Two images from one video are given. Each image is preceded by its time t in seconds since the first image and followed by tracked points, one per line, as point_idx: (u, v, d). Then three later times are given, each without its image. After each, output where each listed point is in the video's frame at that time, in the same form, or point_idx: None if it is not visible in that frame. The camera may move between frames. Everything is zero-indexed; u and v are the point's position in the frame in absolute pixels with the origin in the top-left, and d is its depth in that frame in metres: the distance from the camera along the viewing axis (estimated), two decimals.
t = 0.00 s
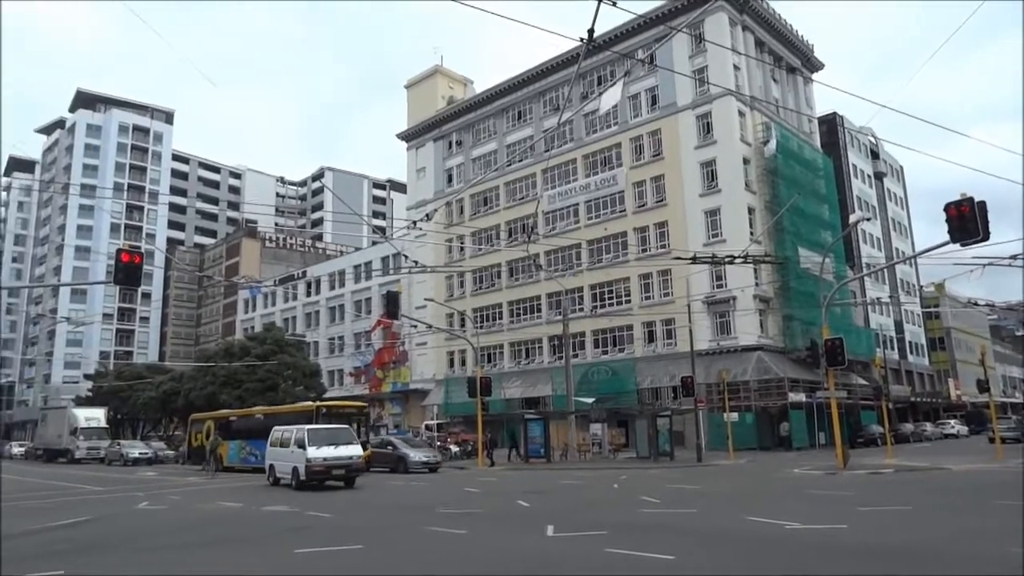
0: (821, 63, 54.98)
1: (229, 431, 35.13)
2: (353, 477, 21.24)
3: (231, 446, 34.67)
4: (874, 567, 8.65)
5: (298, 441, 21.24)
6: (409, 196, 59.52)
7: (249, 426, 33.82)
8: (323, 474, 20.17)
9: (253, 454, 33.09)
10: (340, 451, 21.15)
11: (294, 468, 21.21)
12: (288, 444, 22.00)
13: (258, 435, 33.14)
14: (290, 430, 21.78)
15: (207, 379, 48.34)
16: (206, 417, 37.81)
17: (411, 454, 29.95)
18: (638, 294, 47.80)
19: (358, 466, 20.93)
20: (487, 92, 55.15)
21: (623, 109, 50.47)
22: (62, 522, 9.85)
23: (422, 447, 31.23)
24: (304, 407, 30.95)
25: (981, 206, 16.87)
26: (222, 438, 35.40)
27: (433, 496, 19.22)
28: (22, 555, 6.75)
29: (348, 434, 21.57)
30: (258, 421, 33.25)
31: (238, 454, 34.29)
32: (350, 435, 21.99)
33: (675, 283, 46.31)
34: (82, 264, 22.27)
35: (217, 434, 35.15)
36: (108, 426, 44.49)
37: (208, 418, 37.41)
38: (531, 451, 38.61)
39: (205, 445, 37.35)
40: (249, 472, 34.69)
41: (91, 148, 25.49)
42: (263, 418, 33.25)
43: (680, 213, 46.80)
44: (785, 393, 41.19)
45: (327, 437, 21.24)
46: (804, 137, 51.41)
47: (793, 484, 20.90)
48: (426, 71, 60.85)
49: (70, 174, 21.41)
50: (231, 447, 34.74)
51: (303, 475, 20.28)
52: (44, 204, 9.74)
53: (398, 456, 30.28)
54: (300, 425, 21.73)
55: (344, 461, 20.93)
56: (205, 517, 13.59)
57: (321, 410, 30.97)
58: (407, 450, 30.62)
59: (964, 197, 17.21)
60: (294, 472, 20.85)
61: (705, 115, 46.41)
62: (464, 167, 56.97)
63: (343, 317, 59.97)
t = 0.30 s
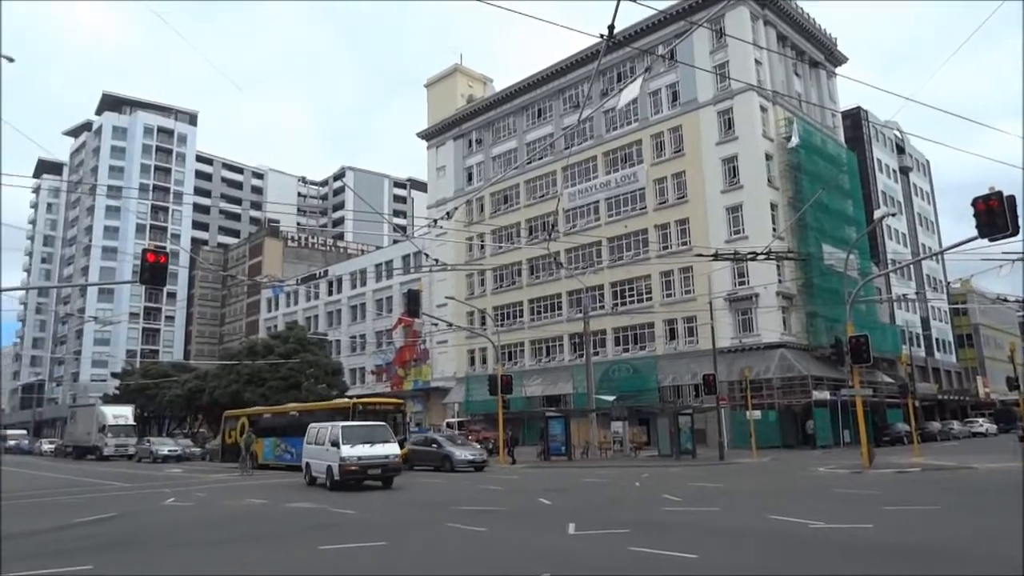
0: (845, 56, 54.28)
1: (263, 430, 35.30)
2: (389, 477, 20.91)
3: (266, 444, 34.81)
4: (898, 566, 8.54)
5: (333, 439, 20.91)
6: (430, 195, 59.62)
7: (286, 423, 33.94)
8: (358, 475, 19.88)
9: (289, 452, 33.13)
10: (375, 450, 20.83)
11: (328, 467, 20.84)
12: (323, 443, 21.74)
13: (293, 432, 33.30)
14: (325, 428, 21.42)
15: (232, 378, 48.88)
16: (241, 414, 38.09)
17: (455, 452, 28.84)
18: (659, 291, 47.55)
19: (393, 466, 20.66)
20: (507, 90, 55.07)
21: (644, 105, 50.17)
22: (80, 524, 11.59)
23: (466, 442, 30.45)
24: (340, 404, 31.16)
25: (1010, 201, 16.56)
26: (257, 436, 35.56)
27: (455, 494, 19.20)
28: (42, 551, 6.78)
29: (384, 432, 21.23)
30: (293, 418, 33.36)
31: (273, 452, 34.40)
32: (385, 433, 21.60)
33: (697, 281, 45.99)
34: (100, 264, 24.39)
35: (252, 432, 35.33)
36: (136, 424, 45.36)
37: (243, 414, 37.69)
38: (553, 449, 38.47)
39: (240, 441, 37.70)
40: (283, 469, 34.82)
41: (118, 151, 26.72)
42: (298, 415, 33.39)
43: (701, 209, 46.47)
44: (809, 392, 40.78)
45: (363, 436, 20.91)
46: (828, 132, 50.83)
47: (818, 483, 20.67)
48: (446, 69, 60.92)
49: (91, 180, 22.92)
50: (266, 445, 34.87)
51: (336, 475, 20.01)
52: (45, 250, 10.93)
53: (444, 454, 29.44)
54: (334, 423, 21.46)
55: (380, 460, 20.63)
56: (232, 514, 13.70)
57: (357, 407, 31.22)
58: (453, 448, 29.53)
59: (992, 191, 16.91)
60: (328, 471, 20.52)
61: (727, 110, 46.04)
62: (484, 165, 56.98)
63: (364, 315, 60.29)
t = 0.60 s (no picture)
0: (869, 49, 53.49)
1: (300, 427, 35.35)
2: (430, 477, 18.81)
3: (301, 442, 34.86)
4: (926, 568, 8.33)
5: (364, 435, 18.93)
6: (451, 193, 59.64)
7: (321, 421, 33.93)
8: (390, 476, 17.75)
9: (325, 449, 33.07)
10: (410, 447, 18.62)
11: (360, 466, 18.93)
12: (356, 439, 19.62)
13: (329, 429, 33.26)
14: (358, 422, 19.50)
15: (255, 375, 49.32)
16: (275, 411, 38.20)
17: (503, 451, 27.58)
18: (680, 288, 47.23)
19: (429, 465, 18.44)
20: (526, 87, 54.88)
21: (665, 101, 49.76)
22: (105, 520, 12.15)
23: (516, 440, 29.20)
24: (379, 400, 30.85)
25: None
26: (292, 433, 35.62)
27: (477, 491, 19.11)
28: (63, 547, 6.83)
29: (421, 427, 18.98)
30: (330, 415, 33.42)
31: (308, 450, 34.41)
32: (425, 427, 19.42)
33: (719, 277, 45.54)
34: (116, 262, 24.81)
35: (286, 428, 35.46)
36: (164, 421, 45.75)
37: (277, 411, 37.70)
38: (574, 447, 38.20)
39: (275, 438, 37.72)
40: (319, 466, 34.76)
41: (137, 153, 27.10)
42: (335, 412, 33.35)
43: (723, 205, 46.02)
44: (834, 390, 39.95)
45: (396, 430, 18.76)
46: (852, 126, 50.13)
47: (844, 482, 20.34)
48: (465, 67, 60.90)
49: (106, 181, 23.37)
50: (301, 443, 34.92)
51: (368, 476, 17.93)
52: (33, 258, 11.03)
53: (492, 452, 28.28)
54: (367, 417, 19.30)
55: (415, 459, 18.36)
56: (254, 510, 13.72)
57: (396, 403, 30.82)
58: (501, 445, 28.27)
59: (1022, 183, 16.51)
60: (360, 472, 18.58)
61: (749, 105, 45.55)
62: (504, 163, 56.86)
63: (386, 313, 60.45)
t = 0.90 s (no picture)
0: (896, 42, 52.67)
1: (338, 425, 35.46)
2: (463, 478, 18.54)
3: (339, 440, 35.13)
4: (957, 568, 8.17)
5: (396, 433, 18.73)
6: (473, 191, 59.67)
7: (360, 418, 34.05)
8: (421, 477, 17.52)
9: (364, 446, 33.19)
10: (443, 447, 18.35)
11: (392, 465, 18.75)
12: (389, 438, 19.42)
13: (368, 426, 33.32)
14: (391, 420, 19.31)
15: (282, 373, 49.78)
16: (312, 408, 38.40)
17: (562, 447, 26.57)
18: (704, 285, 46.83)
19: (463, 465, 18.14)
20: (548, 85, 54.73)
21: (687, 96, 49.34)
22: (136, 517, 12.27)
23: (572, 439, 28.23)
24: (422, 396, 30.63)
25: None
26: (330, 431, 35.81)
27: (501, 489, 19.07)
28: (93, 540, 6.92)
29: (455, 427, 18.75)
30: (368, 412, 33.52)
31: (346, 448, 34.61)
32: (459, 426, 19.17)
33: (743, 275, 45.10)
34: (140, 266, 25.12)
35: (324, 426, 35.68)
36: (194, 418, 46.15)
37: (314, 408, 37.95)
38: (598, 445, 38.01)
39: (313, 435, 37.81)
40: (358, 465, 34.86)
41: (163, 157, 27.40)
42: (374, 409, 33.39)
43: (747, 201, 45.57)
44: (862, 388, 39.64)
45: (429, 429, 18.54)
46: (879, 120, 49.41)
47: (873, 480, 20.03)
48: (487, 65, 60.90)
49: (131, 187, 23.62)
50: (339, 441, 35.14)
51: (399, 477, 17.74)
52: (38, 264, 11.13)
53: (550, 450, 27.25)
54: (401, 416, 19.09)
55: (448, 459, 18.08)
56: (282, 507, 13.78)
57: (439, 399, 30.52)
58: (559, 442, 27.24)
59: None
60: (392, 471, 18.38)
61: (773, 100, 45.07)
62: (526, 161, 56.76)
63: (409, 312, 60.62)
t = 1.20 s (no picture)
0: (928, 30, 51.67)
1: (377, 422, 35.60)
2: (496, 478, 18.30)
3: (381, 437, 35.18)
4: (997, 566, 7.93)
5: (428, 433, 18.57)
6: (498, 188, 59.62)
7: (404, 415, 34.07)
8: (451, 477, 17.36)
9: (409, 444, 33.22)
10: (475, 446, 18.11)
11: (424, 465, 18.58)
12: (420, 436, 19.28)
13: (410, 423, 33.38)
14: (423, 419, 19.15)
15: (311, 371, 50.13)
16: (353, 404, 38.61)
17: (631, 444, 25.91)
18: (733, 280, 46.33)
19: (496, 466, 17.90)
20: (572, 80, 54.43)
21: (714, 89, 48.78)
22: (170, 514, 12.33)
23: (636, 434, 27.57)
24: (471, 392, 30.23)
25: None
26: (373, 428, 35.85)
27: (531, 486, 18.94)
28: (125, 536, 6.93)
29: (487, 426, 18.54)
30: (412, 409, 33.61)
31: (389, 445, 34.63)
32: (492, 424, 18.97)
33: (773, 269, 44.53)
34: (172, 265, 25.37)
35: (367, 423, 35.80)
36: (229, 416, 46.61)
37: (356, 405, 38.11)
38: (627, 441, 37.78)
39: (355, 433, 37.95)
40: (401, 462, 34.91)
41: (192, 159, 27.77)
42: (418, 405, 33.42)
43: (776, 194, 44.98)
44: (896, 381, 39.03)
45: (461, 429, 18.36)
46: (911, 110, 48.49)
47: (909, 477, 19.60)
48: (511, 62, 60.75)
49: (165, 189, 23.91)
50: (384, 437, 35.12)
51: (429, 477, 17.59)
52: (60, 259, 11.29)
53: (617, 448, 26.59)
54: (432, 415, 18.91)
55: (480, 459, 17.84)
56: (313, 503, 13.78)
57: (492, 396, 29.95)
58: (626, 439, 26.58)
59: None
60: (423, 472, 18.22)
61: (802, 92, 44.40)
62: (551, 157, 56.57)
63: (436, 309, 60.73)
